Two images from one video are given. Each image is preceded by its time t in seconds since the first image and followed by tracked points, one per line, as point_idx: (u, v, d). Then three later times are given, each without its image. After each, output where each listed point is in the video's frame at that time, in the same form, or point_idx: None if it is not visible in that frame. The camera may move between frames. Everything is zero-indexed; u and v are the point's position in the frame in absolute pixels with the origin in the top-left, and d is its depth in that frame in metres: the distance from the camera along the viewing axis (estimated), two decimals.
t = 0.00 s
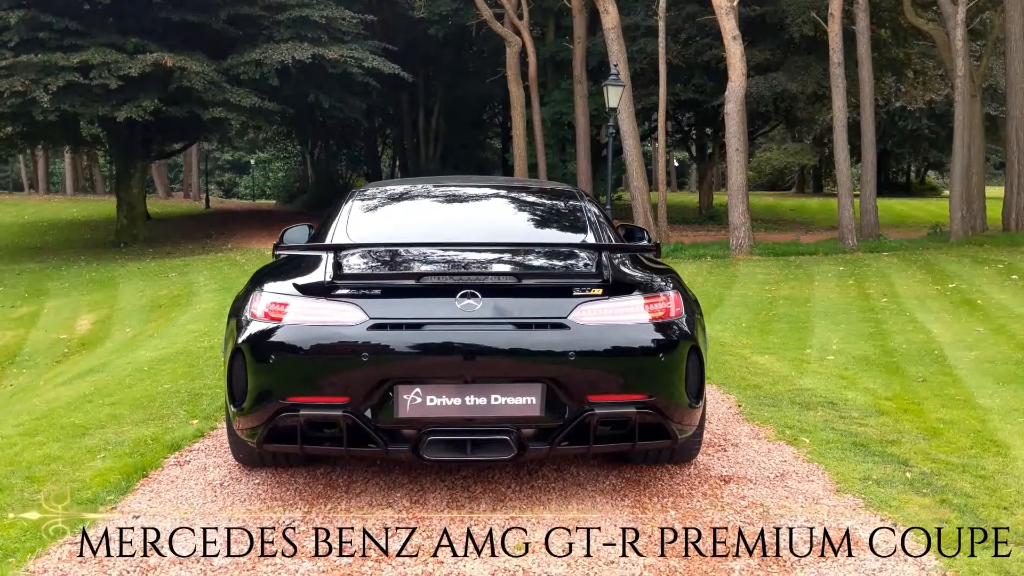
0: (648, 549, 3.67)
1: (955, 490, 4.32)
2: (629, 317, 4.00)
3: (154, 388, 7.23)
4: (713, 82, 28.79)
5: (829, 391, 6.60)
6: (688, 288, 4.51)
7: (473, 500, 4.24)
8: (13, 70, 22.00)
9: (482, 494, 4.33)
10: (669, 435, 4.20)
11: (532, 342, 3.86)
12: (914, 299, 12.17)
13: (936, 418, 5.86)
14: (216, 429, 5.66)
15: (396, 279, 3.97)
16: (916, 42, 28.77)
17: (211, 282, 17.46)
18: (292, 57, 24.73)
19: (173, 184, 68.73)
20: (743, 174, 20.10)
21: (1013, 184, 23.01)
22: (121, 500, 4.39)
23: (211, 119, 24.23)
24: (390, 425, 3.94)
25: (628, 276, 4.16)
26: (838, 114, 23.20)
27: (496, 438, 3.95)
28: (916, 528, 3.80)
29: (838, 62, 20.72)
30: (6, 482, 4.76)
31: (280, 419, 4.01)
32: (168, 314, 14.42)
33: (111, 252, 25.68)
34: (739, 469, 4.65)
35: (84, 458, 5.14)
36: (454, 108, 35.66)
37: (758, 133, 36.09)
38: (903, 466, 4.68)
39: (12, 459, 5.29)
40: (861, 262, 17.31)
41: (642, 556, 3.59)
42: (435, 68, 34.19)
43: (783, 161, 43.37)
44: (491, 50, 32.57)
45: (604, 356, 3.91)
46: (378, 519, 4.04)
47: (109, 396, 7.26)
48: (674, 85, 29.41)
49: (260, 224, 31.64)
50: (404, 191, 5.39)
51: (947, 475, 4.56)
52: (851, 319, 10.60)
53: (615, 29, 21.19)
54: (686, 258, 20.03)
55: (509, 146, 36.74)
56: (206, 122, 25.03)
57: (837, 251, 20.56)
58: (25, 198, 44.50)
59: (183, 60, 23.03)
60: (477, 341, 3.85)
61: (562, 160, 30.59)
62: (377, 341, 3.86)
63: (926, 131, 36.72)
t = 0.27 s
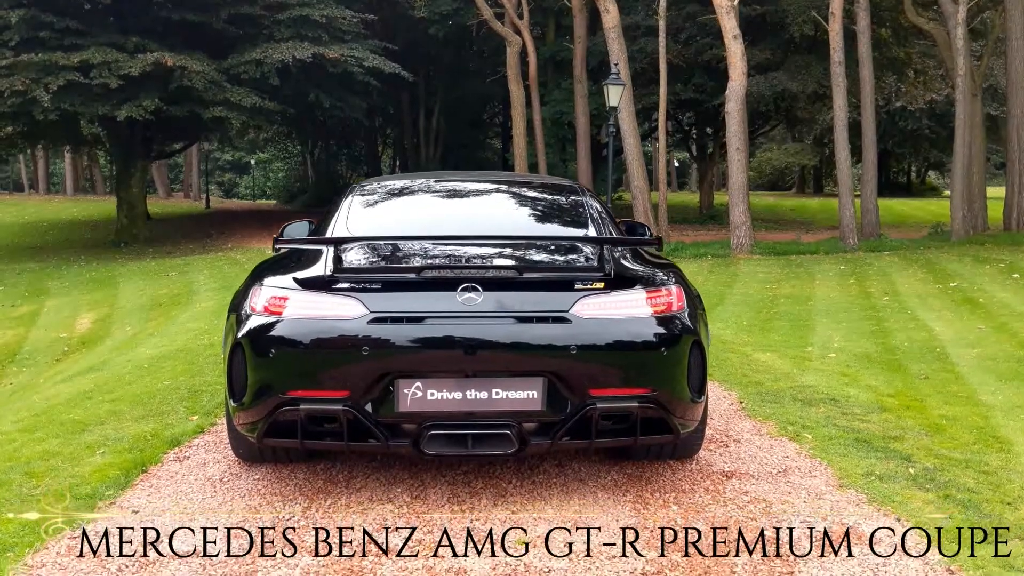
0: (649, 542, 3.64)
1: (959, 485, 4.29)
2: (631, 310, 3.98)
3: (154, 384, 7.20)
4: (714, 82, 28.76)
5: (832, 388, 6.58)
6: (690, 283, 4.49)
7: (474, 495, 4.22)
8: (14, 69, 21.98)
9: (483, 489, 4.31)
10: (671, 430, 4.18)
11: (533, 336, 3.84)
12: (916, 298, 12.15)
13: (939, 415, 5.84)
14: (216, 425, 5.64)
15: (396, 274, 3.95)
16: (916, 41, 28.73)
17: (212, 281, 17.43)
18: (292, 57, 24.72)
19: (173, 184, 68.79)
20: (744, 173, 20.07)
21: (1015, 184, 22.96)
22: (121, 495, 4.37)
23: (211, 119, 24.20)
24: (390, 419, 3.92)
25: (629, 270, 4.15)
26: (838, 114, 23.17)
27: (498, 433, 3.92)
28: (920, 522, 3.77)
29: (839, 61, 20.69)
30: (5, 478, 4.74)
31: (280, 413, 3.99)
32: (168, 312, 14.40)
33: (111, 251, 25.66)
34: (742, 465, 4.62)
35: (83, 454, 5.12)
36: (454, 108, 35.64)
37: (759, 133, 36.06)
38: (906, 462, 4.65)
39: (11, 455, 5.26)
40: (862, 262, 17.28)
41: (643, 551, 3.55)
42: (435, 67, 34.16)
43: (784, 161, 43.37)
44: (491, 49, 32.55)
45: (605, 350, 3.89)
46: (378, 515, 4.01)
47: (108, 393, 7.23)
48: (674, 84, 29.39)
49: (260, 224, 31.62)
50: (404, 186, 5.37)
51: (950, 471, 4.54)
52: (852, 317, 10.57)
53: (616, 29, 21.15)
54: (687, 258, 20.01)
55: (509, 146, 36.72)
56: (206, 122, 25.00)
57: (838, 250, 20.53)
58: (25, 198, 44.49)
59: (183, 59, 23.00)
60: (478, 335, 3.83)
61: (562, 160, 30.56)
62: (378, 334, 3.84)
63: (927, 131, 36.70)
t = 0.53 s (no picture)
0: (652, 540, 3.60)
1: (964, 483, 4.25)
2: (633, 306, 3.93)
3: (152, 382, 7.16)
4: (714, 80, 28.71)
5: (834, 385, 6.54)
6: (693, 279, 4.44)
7: (475, 492, 4.18)
8: (13, 67, 21.94)
9: (484, 487, 4.26)
10: (674, 427, 4.14)
11: (535, 331, 3.79)
12: (918, 296, 12.11)
13: (942, 412, 5.79)
14: (214, 422, 5.60)
15: (396, 268, 3.90)
16: (917, 40, 28.67)
17: (211, 280, 17.38)
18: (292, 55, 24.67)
19: (174, 184, 68.81)
20: (745, 172, 20.02)
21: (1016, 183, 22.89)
22: (118, 493, 4.32)
23: (211, 117, 24.15)
24: (390, 416, 3.88)
25: (631, 265, 4.09)
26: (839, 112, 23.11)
27: (498, 429, 3.89)
28: (926, 520, 3.72)
29: (840, 60, 20.63)
30: (1, 475, 4.70)
31: (278, 409, 3.94)
32: (167, 311, 14.36)
33: (110, 250, 25.62)
34: (745, 463, 4.58)
35: (81, 451, 5.07)
36: (454, 107, 35.59)
37: (759, 132, 36.01)
38: (910, 459, 4.61)
39: (8, 453, 5.22)
40: (863, 261, 17.21)
41: (646, 549, 3.50)
42: (435, 66, 34.09)
43: (785, 160, 43.31)
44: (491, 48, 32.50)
45: (607, 346, 3.84)
46: (377, 512, 3.96)
47: (106, 390, 7.19)
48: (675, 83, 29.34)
49: (260, 223, 31.57)
50: (403, 181, 5.33)
51: (955, 468, 4.50)
52: (854, 315, 10.53)
53: (616, 27, 21.09)
54: (687, 256, 19.97)
55: (509, 145, 36.68)
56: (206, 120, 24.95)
57: (839, 249, 20.49)
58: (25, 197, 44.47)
59: (182, 57, 22.96)
60: (479, 330, 3.78)
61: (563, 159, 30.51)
62: (377, 330, 3.79)
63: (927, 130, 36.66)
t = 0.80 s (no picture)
0: (658, 538, 3.57)
1: (972, 481, 4.22)
2: (639, 302, 3.90)
3: (155, 380, 7.15)
4: (717, 80, 28.65)
5: (839, 384, 6.51)
6: (698, 276, 4.41)
7: (479, 490, 4.15)
8: (16, 67, 21.95)
9: (488, 485, 4.23)
10: (680, 424, 4.11)
11: (539, 328, 3.76)
12: (922, 295, 12.07)
13: (948, 411, 5.76)
14: (217, 421, 5.57)
15: (400, 265, 3.88)
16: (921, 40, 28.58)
17: (214, 279, 17.36)
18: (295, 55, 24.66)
19: (177, 184, 68.90)
20: (748, 172, 19.97)
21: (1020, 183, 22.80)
22: (120, 490, 4.30)
23: (213, 117, 24.13)
24: (394, 413, 3.85)
25: (637, 262, 4.07)
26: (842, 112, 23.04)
27: (503, 426, 3.86)
28: (934, 518, 3.69)
29: (844, 59, 20.57)
30: (3, 473, 4.68)
31: (281, 406, 3.92)
32: (170, 310, 14.35)
33: (113, 250, 25.62)
34: (751, 460, 4.55)
35: (83, 449, 5.05)
36: (457, 107, 35.57)
37: (762, 132, 35.97)
38: (918, 457, 4.58)
39: (10, 450, 5.20)
40: (866, 260, 17.18)
41: (652, 546, 3.48)
42: (438, 66, 34.08)
43: (788, 160, 43.21)
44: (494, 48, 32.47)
45: (612, 342, 3.81)
46: (381, 510, 3.94)
47: (109, 389, 7.18)
48: (678, 83, 29.30)
49: (263, 223, 31.58)
50: (406, 178, 5.30)
51: (962, 466, 4.47)
52: (859, 314, 10.49)
53: (619, 27, 21.02)
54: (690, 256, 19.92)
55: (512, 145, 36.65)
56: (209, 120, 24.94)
57: (843, 249, 20.44)
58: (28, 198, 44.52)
59: (185, 57, 22.95)
60: (484, 327, 3.75)
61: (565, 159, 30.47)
62: (381, 326, 3.77)
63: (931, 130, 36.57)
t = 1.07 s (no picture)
0: (664, 531, 3.56)
1: (978, 476, 4.22)
2: (644, 295, 3.91)
3: (161, 377, 7.16)
4: (721, 82, 28.65)
5: (845, 381, 6.51)
6: (704, 270, 4.41)
7: (484, 482, 4.15)
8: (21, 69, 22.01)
9: (494, 478, 4.23)
10: (686, 418, 4.11)
11: (544, 320, 3.77)
12: (927, 295, 12.06)
13: (954, 407, 5.76)
14: (222, 416, 5.59)
15: (405, 257, 3.88)
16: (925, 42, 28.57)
17: (218, 280, 17.38)
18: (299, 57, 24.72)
19: (182, 187, 69.09)
20: (752, 173, 19.97)
21: None
22: (127, 483, 4.31)
23: (218, 118, 24.18)
24: (400, 405, 3.85)
25: (642, 255, 4.07)
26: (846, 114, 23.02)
27: (509, 419, 3.87)
28: (940, 511, 3.68)
29: (847, 60, 20.56)
30: (9, 466, 4.70)
31: (287, 398, 3.92)
32: (175, 310, 14.37)
33: (117, 252, 25.67)
34: (757, 455, 4.55)
35: (89, 443, 5.06)
36: (460, 109, 35.61)
37: (766, 134, 35.93)
38: (924, 452, 4.58)
39: (16, 444, 5.22)
40: (871, 261, 17.17)
41: (658, 537, 3.48)
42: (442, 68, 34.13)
43: (791, 163, 43.22)
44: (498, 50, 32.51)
45: (618, 335, 3.81)
46: (386, 503, 3.94)
47: (114, 386, 7.19)
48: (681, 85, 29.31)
49: (267, 225, 31.61)
50: (411, 173, 5.31)
51: (968, 461, 4.47)
52: (863, 314, 10.49)
53: (623, 28, 21.01)
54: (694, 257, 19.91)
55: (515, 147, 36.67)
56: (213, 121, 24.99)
57: (846, 250, 20.42)
58: (32, 200, 44.61)
59: (190, 58, 23.01)
60: (490, 319, 3.76)
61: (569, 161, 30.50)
62: (387, 318, 3.77)
63: (934, 133, 36.55)
